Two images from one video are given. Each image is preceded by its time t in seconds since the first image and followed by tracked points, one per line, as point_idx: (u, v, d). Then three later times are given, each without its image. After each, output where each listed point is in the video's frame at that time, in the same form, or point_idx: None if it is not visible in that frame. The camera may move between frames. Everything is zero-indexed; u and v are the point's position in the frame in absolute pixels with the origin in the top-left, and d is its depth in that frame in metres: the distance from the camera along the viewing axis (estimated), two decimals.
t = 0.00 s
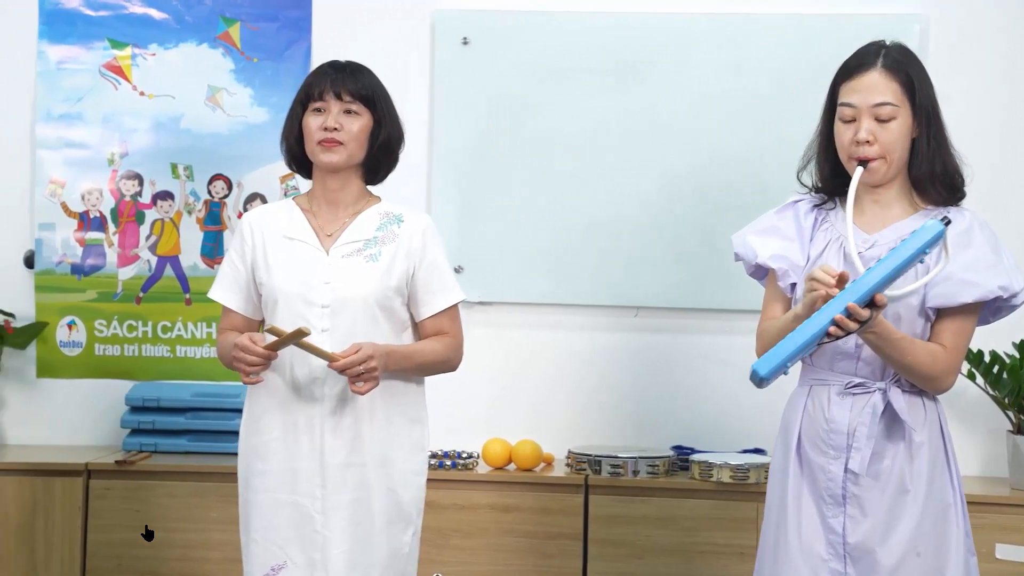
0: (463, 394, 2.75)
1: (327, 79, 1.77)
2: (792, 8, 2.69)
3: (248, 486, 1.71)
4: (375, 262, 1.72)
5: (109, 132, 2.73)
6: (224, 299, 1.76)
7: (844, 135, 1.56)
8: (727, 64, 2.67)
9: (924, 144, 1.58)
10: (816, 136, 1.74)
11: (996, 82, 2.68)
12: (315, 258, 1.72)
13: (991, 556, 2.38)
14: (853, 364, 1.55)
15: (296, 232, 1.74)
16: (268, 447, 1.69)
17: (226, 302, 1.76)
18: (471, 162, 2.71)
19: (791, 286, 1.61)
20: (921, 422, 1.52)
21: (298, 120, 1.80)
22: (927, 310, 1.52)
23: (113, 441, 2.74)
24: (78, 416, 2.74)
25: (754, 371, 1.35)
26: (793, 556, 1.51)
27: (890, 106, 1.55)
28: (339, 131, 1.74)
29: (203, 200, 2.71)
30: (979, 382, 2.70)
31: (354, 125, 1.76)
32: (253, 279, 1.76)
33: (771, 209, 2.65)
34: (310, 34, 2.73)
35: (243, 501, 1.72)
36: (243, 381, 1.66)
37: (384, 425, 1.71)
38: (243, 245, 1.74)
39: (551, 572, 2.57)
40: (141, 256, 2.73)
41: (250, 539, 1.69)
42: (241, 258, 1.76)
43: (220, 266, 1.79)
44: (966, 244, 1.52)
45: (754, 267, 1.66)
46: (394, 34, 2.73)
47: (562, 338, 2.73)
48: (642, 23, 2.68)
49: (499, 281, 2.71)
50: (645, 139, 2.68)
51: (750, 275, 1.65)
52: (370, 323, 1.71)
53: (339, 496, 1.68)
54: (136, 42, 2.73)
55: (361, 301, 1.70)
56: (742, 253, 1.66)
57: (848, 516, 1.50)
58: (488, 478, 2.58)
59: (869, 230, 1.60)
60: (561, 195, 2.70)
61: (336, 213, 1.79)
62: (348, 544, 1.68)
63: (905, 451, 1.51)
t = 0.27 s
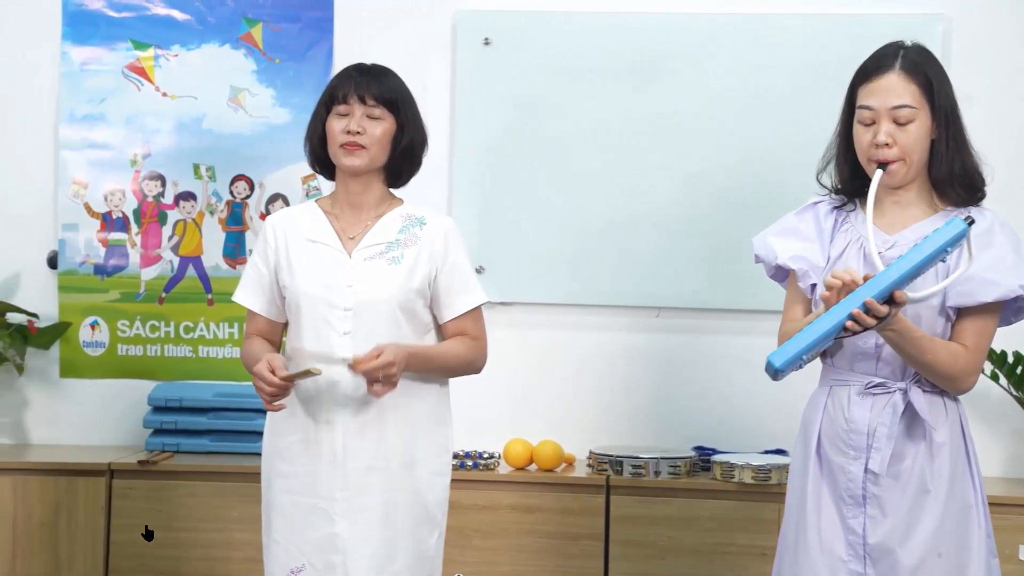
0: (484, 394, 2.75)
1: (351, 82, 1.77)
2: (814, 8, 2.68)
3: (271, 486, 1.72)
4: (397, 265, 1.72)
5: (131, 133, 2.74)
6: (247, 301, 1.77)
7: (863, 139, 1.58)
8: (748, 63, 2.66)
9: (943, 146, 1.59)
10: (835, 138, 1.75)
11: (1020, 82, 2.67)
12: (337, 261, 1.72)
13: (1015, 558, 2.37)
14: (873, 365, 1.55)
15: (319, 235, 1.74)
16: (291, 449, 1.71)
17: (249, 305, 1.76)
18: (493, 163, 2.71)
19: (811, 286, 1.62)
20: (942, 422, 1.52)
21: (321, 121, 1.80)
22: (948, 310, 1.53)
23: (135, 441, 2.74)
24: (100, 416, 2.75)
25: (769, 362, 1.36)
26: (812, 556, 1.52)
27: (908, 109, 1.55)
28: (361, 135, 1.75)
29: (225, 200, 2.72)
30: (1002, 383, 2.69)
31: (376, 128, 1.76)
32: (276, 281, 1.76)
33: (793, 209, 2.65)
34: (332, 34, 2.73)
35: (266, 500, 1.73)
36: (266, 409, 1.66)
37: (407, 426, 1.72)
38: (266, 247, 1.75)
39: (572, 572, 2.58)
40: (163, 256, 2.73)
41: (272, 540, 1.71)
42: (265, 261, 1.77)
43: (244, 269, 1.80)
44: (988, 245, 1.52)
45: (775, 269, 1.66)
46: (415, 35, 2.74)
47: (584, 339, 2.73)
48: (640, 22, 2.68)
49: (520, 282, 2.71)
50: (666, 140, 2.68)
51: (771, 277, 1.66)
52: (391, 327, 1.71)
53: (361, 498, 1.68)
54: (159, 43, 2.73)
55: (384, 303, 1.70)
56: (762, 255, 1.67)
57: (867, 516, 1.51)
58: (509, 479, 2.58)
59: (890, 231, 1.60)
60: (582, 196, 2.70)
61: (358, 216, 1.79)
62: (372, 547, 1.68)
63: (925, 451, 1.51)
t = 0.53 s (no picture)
0: (504, 394, 2.75)
1: (376, 81, 1.78)
2: (835, 8, 2.68)
3: (291, 484, 1.72)
4: (420, 264, 1.72)
5: (153, 133, 2.75)
6: (270, 299, 1.77)
7: (885, 143, 1.58)
8: (770, 63, 2.66)
9: (966, 149, 1.59)
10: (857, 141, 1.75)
11: None
12: (360, 259, 1.72)
13: None
14: (894, 367, 1.55)
15: (342, 233, 1.75)
16: (311, 448, 1.71)
17: (272, 303, 1.77)
18: (513, 163, 2.71)
19: (833, 288, 1.62)
20: (964, 423, 1.52)
21: (346, 121, 1.81)
22: (969, 313, 1.53)
23: (156, 440, 2.75)
24: (122, 415, 2.76)
25: (784, 355, 1.37)
26: (832, 558, 1.52)
27: (931, 113, 1.56)
28: (385, 133, 1.75)
29: (246, 200, 2.73)
30: None
31: (401, 126, 1.77)
32: (299, 279, 1.77)
33: (814, 209, 2.65)
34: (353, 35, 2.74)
35: (287, 498, 1.73)
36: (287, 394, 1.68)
37: (427, 425, 1.72)
38: (290, 245, 1.76)
39: (592, 573, 2.57)
40: (185, 256, 2.74)
41: (293, 538, 1.71)
42: (288, 259, 1.77)
43: (267, 267, 1.80)
44: (1012, 247, 1.52)
45: (797, 271, 1.67)
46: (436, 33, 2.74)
47: (604, 339, 2.72)
48: (658, 22, 2.68)
49: (540, 282, 2.71)
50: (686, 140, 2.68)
51: (793, 278, 1.67)
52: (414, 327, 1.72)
53: (382, 496, 1.69)
54: (180, 44, 2.74)
55: (406, 302, 1.70)
56: (784, 256, 1.67)
57: (888, 519, 1.51)
58: (529, 478, 2.59)
59: (912, 234, 1.60)
60: (602, 196, 2.70)
61: (382, 216, 1.79)
62: (385, 547, 1.68)
63: (947, 453, 1.51)
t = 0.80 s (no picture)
0: (528, 394, 2.75)
1: (396, 84, 1.78)
2: (861, 7, 2.67)
3: (318, 484, 1.73)
4: (448, 266, 1.73)
5: (179, 134, 2.76)
6: (297, 298, 1.77)
7: (911, 135, 1.59)
8: (796, 63, 2.65)
9: (993, 144, 1.60)
10: (885, 139, 1.76)
11: None
12: (389, 260, 1.73)
13: None
14: (921, 367, 1.58)
15: (371, 234, 1.75)
16: (339, 448, 1.71)
17: (299, 302, 1.77)
18: (538, 164, 2.71)
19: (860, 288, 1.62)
20: (992, 425, 1.53)
21: (370, 126, 1.82)
22: (996, 313, 1.55)
23: (182, 440, 2.76)
24: (149, 415, 2.77)
25: (803, 364, 1.40)
26: (860, 560, 1.54)
27: (957, 105, 1.56)
28: (412, 138, 1.76)
29: (272, 200, 2.74)
30: None
31: (426, 129, 1.77)
32: (326, 279, 1.77)
33: (840, 210, 2.64)
34: (377, 35, 2.74)
35: (313, 498, 1.74)
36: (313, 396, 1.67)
37: (454, 425, 1.72)
38: (317, 244, 1.76)
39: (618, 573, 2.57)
40: (210, 257, 2.76)
41: (319, 538, 1.71)
42: (315, 258, 1.77)
43: (294, 266, 1.80)
44: None
45: (825, 272, 1.67)
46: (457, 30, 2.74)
47: (629, 340, 2.72)
48: (684, 22, 2.68)
49: (565, 282, 2.71)
50: (712, 140, 2.67)
51: (821, 280, 1.67)
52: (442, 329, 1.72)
53: (413, 498, 1.69)
54: (206, 45, 2.75)
55: (434, 304, 1.71)
56: (811, 257, 1.68)
57: (915, 520, 1.53)
58: (555, 479, 2.59)
59: (937, 232, 1.61)
60: (626, 197, 2.69)
61: (410, 216, 1.79)
62: (418, 547, 1.68)
63: (974, 455, 1.52)
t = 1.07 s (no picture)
0: (550, 395, 2.75)
1: (413, 87, 1.78)
2: (885, 8, 2.66)
3: (342, 485, 1.73)
4: (469, 265, 1.73)
5: (202, 136, 2.77)
6: (320, 302, 1.79)
7: (935, 134, 1.58)
8: (820, 64, 2.64)
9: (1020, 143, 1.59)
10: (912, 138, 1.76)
11: None
12: (411, 261, 1.73)
13: None
14: (944, 368, 1.57)
15: (392, 235, 1.76)
16: (363, 448, 1.71)
17: (322, 305, 1.78)
18: (560, 165, 2.71)
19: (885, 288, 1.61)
20: (1015, 427, 1.52)
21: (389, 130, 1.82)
22: (1019, 314, 1.54)
23: (205, 440, 2.77)
24: (173, 416, 2.78)
25: (817, 364, 1.44)
26: (883, 561, 1.55)
27: (982, 105, 1.56)
28: (431, 141, 1.76)
29: (294, 202, 2.74)
30: None
31: (445, 132, 1.77)
32: (348, 282, 1.78)
33: (862, 211, 2.63)
34: (400, 37, 2.74)
35: (338, 500, 1.75)
36: (339, 389, 1.68)
37: (476, 425, 1.72)
38: (340, 247, 1.77)
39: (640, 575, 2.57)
40: (233, 258, 2.76)
41: (344, 540, 1.72)
42: (338, 261, 1.78)
43: (317, 269, 1.82)
44: None
45: (850, 271, 1.66)
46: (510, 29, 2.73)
47: (651, 341, 2.72)
48: (707, 23, 2.67)
49: (586, 284, 2.71)
50: (735, 141, 2.67)
51: (848, 279, 1.66)
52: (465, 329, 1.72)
53: (434, 498, 1.69)
54: (229, 47, 2.76)
55: (455, 303, 1.71)
56: (836, 257, 1.67)
57: (938, 522, 1.53)
58: (577, 481, 2.58)
59: (963, 231, 1.61)
60: (648, 198, 2.69)
61: (432, 217, 1.80)
62: (440, 546, 1.68)
63: (997, 457, 1.51)
